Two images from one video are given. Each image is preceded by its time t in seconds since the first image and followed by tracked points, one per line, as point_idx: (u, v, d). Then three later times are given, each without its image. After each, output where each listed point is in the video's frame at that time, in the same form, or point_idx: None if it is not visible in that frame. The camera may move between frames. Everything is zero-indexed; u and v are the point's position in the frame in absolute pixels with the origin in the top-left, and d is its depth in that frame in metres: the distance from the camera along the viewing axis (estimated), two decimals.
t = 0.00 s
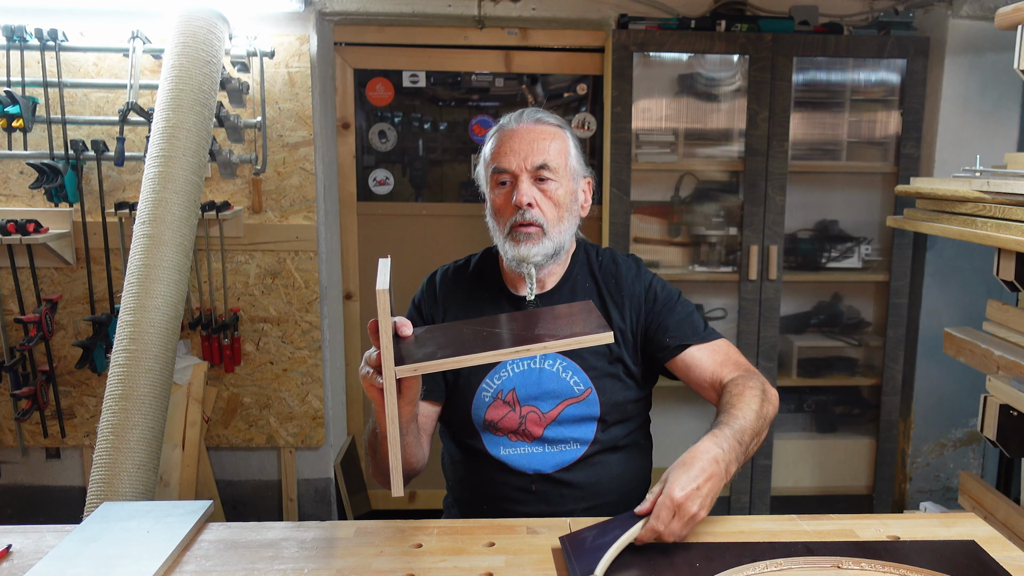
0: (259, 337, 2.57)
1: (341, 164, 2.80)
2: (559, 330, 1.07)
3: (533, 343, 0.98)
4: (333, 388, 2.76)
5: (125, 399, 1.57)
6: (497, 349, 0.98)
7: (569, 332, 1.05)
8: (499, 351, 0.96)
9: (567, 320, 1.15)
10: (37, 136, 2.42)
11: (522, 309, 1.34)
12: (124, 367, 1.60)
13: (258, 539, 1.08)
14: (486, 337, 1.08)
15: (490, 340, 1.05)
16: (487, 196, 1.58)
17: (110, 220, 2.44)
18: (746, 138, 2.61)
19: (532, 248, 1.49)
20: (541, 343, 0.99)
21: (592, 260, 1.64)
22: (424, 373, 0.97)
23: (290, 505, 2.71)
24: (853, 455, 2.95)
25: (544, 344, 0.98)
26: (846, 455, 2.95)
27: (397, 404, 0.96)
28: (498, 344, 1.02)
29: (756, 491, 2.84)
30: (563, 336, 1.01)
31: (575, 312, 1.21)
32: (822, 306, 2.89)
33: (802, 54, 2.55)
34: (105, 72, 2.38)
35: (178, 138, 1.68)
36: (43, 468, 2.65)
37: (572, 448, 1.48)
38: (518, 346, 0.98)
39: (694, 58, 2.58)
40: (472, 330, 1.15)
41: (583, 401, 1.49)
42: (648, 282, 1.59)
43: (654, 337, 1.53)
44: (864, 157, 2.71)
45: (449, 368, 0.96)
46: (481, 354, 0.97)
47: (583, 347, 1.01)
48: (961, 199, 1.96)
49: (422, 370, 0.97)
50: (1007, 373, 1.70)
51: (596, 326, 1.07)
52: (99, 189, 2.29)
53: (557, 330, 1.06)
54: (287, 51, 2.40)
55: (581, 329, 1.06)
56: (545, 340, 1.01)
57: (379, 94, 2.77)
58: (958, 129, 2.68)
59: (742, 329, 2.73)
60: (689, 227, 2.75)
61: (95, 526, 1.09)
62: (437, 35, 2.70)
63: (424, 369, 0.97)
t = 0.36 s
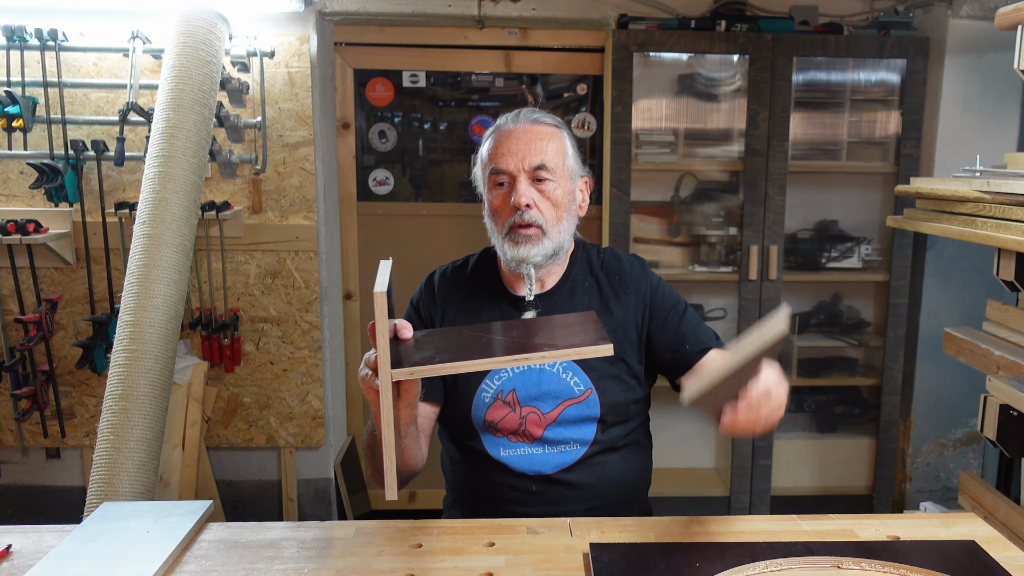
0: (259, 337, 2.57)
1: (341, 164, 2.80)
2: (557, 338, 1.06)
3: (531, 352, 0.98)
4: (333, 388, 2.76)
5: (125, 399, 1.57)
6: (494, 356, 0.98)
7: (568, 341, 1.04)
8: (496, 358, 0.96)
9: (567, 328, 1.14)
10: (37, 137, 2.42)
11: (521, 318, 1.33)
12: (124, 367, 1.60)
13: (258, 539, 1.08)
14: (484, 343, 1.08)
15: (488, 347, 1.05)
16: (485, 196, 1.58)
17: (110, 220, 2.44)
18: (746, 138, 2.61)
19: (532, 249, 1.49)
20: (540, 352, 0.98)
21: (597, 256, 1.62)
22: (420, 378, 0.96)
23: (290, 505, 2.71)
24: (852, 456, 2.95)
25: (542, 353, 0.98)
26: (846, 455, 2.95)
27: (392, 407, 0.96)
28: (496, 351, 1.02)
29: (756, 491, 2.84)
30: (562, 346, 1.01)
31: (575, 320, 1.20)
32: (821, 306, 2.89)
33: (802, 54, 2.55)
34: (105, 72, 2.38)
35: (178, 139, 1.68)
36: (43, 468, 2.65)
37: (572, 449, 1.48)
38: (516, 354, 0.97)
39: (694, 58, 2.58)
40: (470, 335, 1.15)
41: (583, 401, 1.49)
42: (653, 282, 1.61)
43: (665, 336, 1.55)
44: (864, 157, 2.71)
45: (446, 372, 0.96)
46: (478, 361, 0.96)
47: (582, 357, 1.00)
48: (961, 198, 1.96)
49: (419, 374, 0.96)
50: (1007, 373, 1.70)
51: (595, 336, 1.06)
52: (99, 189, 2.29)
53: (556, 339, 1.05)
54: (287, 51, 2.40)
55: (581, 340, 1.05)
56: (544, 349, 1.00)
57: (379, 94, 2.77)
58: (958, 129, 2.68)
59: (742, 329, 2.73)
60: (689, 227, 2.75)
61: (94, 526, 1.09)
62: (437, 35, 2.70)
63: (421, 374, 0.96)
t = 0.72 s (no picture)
0: (259, 337, 2.57)
1: (341, 164, 2.80)
2: (588, 340, 1.04)
3: (561, 353, 0.96)
4: (333, 388, 2.76)
5: (125, 399, 1.57)
6: (525, 356, 0.96)
7: (598, 343, 1.02)
8: (526, 359, 0.94)
9: (595, 330, 1.12)
10: (37, 136, 2.42)
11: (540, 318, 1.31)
12: (124, 367, 1.60)
13: (257, 539, 1.08)
14: (511, 343, 1.06)
15: (513, 347, 1.03)
16: (492, 194, 1.57)
17: (110, 220, 2.44)
18: (746, 138, 2.61)
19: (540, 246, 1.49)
20: (570, 353, 0.96)
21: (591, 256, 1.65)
22: (451, 376, 0.95)
23: (290, 505, 2.71)
24: (852, 455, 2.95)
25: (572, 354, 0.96)
26: (846, 455, 2.95)
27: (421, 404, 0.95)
28: (523, 351, 1.00)
29: (756, 491, 2.84)
30: (592, 348, 0.99)
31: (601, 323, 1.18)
32: (821, 306, 2.89)
33: (802, 54, 2.55)
34: (105, 72, 2.38)
35: (178, 139, 1.68)
36: (43, 468, 2.65)
37: (577, 446, 1.48)
38: (546, 355, 0.96)
39: (694, 58, 2.58)
40: (494, 334, 1.13)
41: (587, 397, 1.49)
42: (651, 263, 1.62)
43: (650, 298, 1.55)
44: (864, 157, 2.71)
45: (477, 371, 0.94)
46: (509, 361, 0.95)
47: (613, 360, 0.98)
48: (961, 198, 1.95)
49: (448, 372, 0.95)
50: (1007, 373, 1.70)
51: (621, 338, 1.05)
52: (99, 189, 2.29)
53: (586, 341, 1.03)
54: (287, 51, 2.40)
55: (610, 342, 1.03)
56: (573, 350, 0.98)
57: (379, 94, 2.77)
58: (958, 130, 2.68)
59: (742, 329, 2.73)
60: (689, 227, 2.75)
61: (95, 526, 1.09)
62: (437, 35, 2.70)
63: (450, 371, 0.95)
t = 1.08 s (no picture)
0: (259, 337, 2.57)
1: (341, 164, 2.80)
2: (589, 347, 1.05)
3: (563, 358, 0.97)
4: (333, 388, 2.76)
5: (125, 399, 1.57)
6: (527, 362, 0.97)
7: (600, 351, 1.02)
8: (528, 363, 0.95)
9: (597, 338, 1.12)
10: (37, 137, 2.42)
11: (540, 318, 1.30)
12: (124, 367, 1.60)
13: (257, 539, 1.08)
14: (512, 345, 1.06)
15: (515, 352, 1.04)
16: (488, 193, 1.57)
17: (110, 220, 2.44)
18: (746, 138, 2.61)
19: (535, 244, 1.51)
20: (571, 360, 0.97)
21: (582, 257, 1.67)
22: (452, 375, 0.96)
23: (290, 505, 2.71)
24: (852, 455, 2.95)
25: (573, 362, 0.96)
26: (846, 455, 2.95)
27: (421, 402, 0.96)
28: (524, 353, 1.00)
29: (756, 491, 2.84)
30: (593, 356, 0.99)
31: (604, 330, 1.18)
32: (821, 306, 2.90)
33: (802, 54, 2.55)
34: (105, 72, 2.38)
35: (178, 139, 1.68)
36: (43, 468, 2.65)
37: (575, 447, 1.48)
38: (548, 360, 0.97)
39: (694, 58, 2.58)
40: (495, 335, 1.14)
41: (583, 397, 1.50)
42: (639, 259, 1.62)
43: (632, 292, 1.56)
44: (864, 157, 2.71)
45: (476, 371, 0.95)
46: (509, 363, 0.96)
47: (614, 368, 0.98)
48: (961, 198, 1.96)
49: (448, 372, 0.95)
50: (1007, 373, 1.70)
51: (623, 347, 1.05)
52: (99, 189, 2.29)
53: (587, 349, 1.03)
54: (287, 51, 2.40)
55: (613, 351, 1.03)
56: (574, 356, 0.99)
57: (379, 94, 2.77)
58: (958, 129, 2.68)
59: (742, 328, 2.73)
60: (689, 227, 2.75)
61: (95, 525, 1.09)
62: (437, 35, 2.70)
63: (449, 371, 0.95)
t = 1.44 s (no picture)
0: (259, 337, 2.57)
1: (341, 164, 2.81)
2: (590, 334, 1.06)
3: (563, 347, 0.98)
4: (333, 387, 2.76)
5: (125, 399, 1.57)
6: (527, 350, 0.98)
7: (598, 336, 1.03)
8: (528, 353, 0.96)
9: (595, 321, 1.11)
10: (37, 136, 2.42)
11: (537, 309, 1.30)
12: (124, 368, 1.60)
13: (257, 539, 1.08)
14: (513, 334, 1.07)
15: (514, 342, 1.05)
16: (488, 194, 1.57)
17: (110, 220, 2.44)
18: (746, 138, 2.61)
19: (535, 244, 1.50)
20: (572, 349, 0.98)
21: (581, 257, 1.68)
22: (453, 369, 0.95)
23: (290, 505, 2.71)
24: (852, 455, 2.95)
25: (574, 350, 0.97)
26: (846, 455, 2.95)
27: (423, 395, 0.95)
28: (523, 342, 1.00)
29: (756, 491, 2.84)
30: (592, 342, 1.00)
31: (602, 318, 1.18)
32: (821, 306, 2.90)
33: (802, 54, 2.55)
34: (105, 72, 2.38)
35: (178, 139, 1.68)
36: (43, 468, 2.65)
37: (575, 448, 1.49)
38: (548, 348, 0.98)
39: (694, 58, 2.58)
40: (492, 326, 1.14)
41: (584, 397, 1.50)
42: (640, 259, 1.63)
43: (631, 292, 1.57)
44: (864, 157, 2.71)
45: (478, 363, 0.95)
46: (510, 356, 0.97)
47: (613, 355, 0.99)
48: (961, 198, 1.95)
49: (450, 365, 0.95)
50: (1007, 373, 1.69)
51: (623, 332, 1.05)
52: (99, 189, 2.29)
53: (585, 334, 1.04)
54: (287, 51, 2.40)
55: (611, 335, 1.04)
56: (574, 343, 1.00)
57: (379, 94, 2.77)
58: (958, 130, 2.68)
59: (742, 328, 2.73)
60: (689, 227, 2.75)
61: (95, 525, 1.09)
62: (437, 35, 2.70)
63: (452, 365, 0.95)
